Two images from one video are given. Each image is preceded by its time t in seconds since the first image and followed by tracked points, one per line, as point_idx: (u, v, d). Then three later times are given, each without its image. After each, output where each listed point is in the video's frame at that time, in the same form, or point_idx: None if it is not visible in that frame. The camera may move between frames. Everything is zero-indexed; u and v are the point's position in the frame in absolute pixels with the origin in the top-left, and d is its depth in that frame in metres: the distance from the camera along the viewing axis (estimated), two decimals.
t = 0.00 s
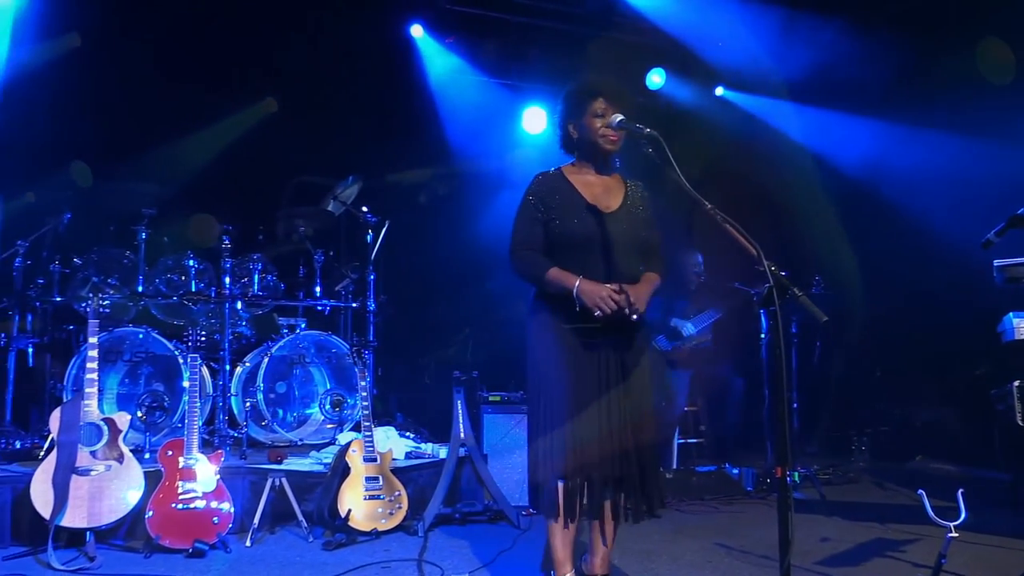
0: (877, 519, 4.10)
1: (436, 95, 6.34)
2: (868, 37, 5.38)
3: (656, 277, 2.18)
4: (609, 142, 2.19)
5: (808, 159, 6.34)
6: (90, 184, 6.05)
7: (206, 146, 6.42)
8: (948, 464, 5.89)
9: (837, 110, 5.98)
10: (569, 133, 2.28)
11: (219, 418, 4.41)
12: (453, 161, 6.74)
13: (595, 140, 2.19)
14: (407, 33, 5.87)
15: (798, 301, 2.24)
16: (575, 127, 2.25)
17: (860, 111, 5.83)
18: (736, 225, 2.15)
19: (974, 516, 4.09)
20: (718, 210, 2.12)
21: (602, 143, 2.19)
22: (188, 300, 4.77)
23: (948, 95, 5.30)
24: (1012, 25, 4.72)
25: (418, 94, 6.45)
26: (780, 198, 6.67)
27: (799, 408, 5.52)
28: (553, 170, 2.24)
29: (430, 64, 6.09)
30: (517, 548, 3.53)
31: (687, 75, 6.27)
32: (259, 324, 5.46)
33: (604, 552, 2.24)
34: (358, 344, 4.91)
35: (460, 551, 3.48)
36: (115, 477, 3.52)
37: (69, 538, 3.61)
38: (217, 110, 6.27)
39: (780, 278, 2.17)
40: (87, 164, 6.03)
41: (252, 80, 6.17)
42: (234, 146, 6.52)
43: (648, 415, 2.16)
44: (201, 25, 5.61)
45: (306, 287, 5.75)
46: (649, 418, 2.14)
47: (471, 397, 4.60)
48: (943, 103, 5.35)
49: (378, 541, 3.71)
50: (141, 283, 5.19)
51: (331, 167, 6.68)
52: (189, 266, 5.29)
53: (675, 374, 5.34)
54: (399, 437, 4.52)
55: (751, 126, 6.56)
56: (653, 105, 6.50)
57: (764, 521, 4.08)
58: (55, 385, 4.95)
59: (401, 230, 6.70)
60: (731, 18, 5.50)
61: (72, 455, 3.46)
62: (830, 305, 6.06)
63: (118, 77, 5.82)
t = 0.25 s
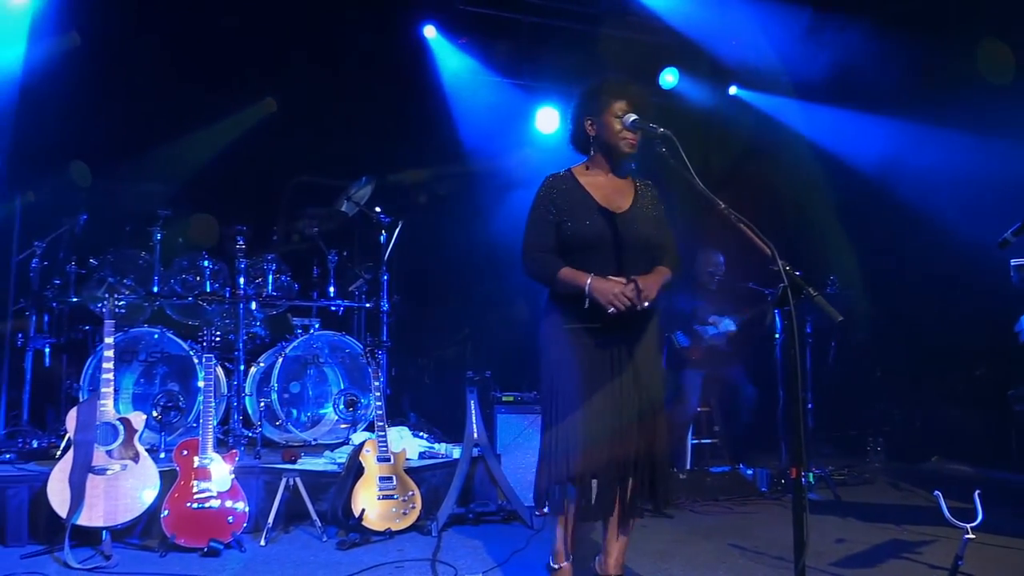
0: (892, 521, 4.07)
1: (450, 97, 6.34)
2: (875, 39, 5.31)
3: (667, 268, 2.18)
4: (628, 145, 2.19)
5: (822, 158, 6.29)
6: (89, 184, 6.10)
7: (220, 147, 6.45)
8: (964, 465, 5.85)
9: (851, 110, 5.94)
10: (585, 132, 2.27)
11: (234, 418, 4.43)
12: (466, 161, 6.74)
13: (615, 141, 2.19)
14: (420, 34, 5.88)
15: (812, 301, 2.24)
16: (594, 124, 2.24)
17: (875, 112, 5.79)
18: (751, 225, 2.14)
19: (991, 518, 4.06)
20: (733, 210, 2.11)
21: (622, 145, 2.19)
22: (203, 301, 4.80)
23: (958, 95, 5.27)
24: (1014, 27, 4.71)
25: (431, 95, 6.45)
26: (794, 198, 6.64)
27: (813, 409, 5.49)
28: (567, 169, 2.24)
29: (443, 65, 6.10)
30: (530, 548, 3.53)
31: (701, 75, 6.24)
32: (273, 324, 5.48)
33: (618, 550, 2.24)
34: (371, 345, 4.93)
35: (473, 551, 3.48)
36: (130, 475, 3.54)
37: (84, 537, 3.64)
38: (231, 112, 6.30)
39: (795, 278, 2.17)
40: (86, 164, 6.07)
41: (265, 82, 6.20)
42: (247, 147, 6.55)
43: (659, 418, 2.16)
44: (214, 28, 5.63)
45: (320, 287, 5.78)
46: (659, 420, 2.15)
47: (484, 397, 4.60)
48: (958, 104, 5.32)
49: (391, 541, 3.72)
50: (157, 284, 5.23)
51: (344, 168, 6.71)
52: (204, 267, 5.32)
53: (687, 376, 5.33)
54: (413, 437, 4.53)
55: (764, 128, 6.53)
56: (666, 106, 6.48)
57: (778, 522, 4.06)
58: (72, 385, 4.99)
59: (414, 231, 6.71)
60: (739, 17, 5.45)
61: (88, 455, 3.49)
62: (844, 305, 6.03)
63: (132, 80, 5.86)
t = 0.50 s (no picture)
0: (909, 523, 4.04)
1: (464, 97, 6.35)
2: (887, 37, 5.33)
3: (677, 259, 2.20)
4: (640, 144, 2.22)
5: (837, 157, 6.25)
6: (89, 184, 6.06)
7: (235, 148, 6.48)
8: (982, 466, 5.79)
9: (866, 109, 5.91)
10: (596, 131, 2.28)
11: (248, 418, 4.46)
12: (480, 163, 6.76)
13: (626, 140, 2.21)
14: (432, 34, 5.91)
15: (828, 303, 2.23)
16: (603, 122, 2.25)
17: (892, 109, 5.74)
18: (764, 224, 2.14)
19: (1009, 520, 4.02)
20: (748, 210, 2.11)
21: (633, 144, 2.22)
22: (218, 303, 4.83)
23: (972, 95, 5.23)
24: (1011, 28, 4.70)
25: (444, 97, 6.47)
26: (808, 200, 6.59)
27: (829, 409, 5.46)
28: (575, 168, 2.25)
29: (456, 65, 6.11)
30: (543, 548, 3.52)
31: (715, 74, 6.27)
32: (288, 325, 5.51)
33: (633, 552, 2.21)
34: (386, 345, 4.94)
35: (486, 551, 3.48)
36: (146, 475, 3.56)
37: (102, 535, 3.67)
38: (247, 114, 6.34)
39: (810, 279, 2.16)
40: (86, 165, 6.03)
41: (281, 84, 6.24)
42: (263, 148, 6.59)
43: (669, 419, 2.15)
44: (229, 30, 5.65)
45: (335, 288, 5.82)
46: (669, 424, 2.14)
47: (498, 398, 4.60)
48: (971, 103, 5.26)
49: (405, 541, 3.73)
50: (173, 285, 5.27)
51: (359, 170, 6.74)
52: (220, 267, 5.36)
53: (699, 374, 5.38)
54: (427, 437, 4.54)
55: (778, 127, 6.51)
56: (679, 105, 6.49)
57: (794, 524, 4.05)
58: (89, 384, 5.03)
59: (428, 231, 6.73)
60: (745, 15, 5.46)
61: (105, 454, 3.52)
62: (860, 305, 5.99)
63: (148, 82, 5.89)
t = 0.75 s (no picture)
0: (924, 524, 4.01)
1: (477, 97, 6.37)
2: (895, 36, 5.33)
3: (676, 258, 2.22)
4: (641, 144, 2.25)
5: (851, 157, 6.22)
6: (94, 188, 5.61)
7: (249, 149, 6.52)
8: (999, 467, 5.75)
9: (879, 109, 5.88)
10: (598, 129, 2.29)
11: (263, 418, 4.48)
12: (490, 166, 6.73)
13: (628, 140, 2.23)
14: (445, 34, 5.94)
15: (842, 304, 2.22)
16: (605, 122, 2.26)
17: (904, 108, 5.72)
18: (779, 224, 2.14)
19: None
20: (762, 211, 2.11)
21: (635, 145, 2.24)
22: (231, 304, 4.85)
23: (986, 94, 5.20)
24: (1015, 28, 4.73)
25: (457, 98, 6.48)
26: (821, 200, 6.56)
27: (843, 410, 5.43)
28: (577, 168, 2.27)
29: (468, 65, 6.13)
30: (557, 548, 3.53)
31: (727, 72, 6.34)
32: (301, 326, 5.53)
33: (646, 548, 2.22)
34: (398, 345, 4.95)
35: (499, 551, 3.49)
36: (162, 475, 3.59)
37: (117, 534, 3.70)
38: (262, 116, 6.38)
39: (824, 278, 2.14)
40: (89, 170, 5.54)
41: (296, 86, 6.28)
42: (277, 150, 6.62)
43: (677, 413, 2.14)
44: (244, 31, 5.70)
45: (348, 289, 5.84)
46: (678, 418, 2.13)
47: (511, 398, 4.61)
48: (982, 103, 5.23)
49: (418, 541, 3.74)
50: (188, 285, 5.30)
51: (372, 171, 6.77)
52: (234, 268, 5.39)
53: (718, 376, 5.38)
54: (440, 437, 4.54)
55: (792, 127, 6.49)
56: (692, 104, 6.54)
57: (807, 524, 4.03)
58: (104, 385, 5.07)
59: (440, 232, 6.74)
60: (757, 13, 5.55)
61: (121, 454, 3.54)
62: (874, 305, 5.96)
63: (163, 83, 5.94)
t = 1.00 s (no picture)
0: (938, 525, 3.99)
1: (488, 97, 6.39)
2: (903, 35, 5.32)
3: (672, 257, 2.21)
4: (637, 147, 2.27)
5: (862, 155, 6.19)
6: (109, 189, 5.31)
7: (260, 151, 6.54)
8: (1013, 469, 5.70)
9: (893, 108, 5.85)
10: (595, 132, 2.32)
11: (274, 418, 4.49)
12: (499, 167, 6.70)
13: (623, 141, 2.25)
14: (454, 34, 5.97)
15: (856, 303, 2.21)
16: (603, 124, 2.29)
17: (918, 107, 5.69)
18: (791, 224, 2.13)
19: None
20: (773, 210, 2.11)
21: (631, 146, 2.26)
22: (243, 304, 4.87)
23: (999, 92, 5.16)
24: None
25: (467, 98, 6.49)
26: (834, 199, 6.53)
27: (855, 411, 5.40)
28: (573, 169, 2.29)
29: (478, 65, 6.15)
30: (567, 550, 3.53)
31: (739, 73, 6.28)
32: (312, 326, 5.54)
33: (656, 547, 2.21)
34: (409, 345, 4.95)
35: (510, 552, 3.49)
36: (174, 475, 3.60)
37: (130, 534, 3.71)
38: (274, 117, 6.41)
39: (837, 279, 2.13)
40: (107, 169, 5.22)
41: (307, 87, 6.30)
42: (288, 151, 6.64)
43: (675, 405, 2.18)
44: (256, 33, 5.73)
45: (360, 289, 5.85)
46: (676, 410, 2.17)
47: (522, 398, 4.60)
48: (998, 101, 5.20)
49: (429, 541, 3.74)
50: (200, 286, 5.33)
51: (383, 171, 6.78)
52: (246, 269, 5.41)
53: (732, 377, 5.42)
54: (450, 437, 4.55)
55: (805, 126, 6.47)
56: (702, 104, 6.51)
57: (819, 526, 4.01)
58: (117, 385, 5.10)
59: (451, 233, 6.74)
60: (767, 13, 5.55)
61: (133, 454, 3.56)
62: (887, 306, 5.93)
63: (175, 84, 5.97)
